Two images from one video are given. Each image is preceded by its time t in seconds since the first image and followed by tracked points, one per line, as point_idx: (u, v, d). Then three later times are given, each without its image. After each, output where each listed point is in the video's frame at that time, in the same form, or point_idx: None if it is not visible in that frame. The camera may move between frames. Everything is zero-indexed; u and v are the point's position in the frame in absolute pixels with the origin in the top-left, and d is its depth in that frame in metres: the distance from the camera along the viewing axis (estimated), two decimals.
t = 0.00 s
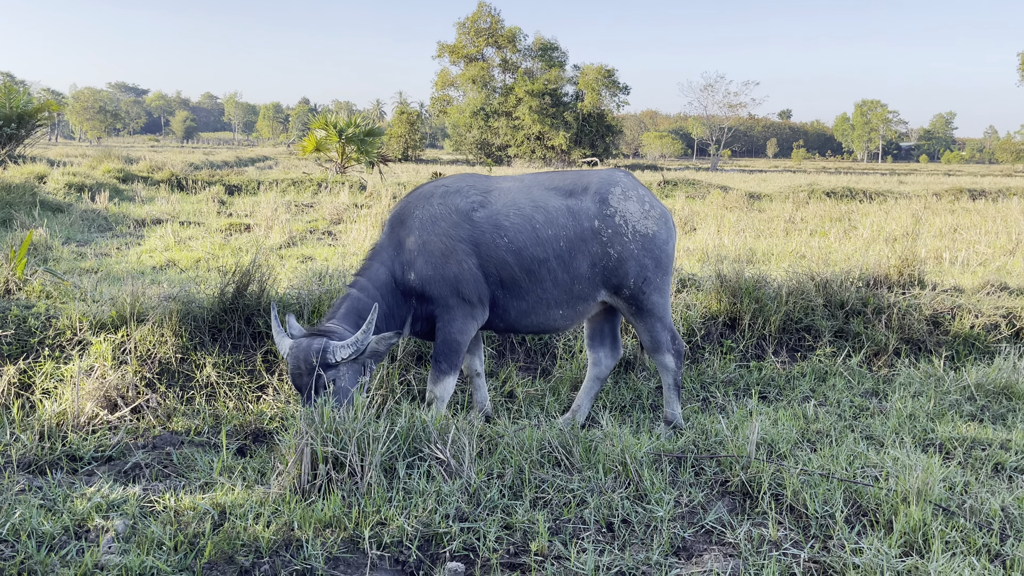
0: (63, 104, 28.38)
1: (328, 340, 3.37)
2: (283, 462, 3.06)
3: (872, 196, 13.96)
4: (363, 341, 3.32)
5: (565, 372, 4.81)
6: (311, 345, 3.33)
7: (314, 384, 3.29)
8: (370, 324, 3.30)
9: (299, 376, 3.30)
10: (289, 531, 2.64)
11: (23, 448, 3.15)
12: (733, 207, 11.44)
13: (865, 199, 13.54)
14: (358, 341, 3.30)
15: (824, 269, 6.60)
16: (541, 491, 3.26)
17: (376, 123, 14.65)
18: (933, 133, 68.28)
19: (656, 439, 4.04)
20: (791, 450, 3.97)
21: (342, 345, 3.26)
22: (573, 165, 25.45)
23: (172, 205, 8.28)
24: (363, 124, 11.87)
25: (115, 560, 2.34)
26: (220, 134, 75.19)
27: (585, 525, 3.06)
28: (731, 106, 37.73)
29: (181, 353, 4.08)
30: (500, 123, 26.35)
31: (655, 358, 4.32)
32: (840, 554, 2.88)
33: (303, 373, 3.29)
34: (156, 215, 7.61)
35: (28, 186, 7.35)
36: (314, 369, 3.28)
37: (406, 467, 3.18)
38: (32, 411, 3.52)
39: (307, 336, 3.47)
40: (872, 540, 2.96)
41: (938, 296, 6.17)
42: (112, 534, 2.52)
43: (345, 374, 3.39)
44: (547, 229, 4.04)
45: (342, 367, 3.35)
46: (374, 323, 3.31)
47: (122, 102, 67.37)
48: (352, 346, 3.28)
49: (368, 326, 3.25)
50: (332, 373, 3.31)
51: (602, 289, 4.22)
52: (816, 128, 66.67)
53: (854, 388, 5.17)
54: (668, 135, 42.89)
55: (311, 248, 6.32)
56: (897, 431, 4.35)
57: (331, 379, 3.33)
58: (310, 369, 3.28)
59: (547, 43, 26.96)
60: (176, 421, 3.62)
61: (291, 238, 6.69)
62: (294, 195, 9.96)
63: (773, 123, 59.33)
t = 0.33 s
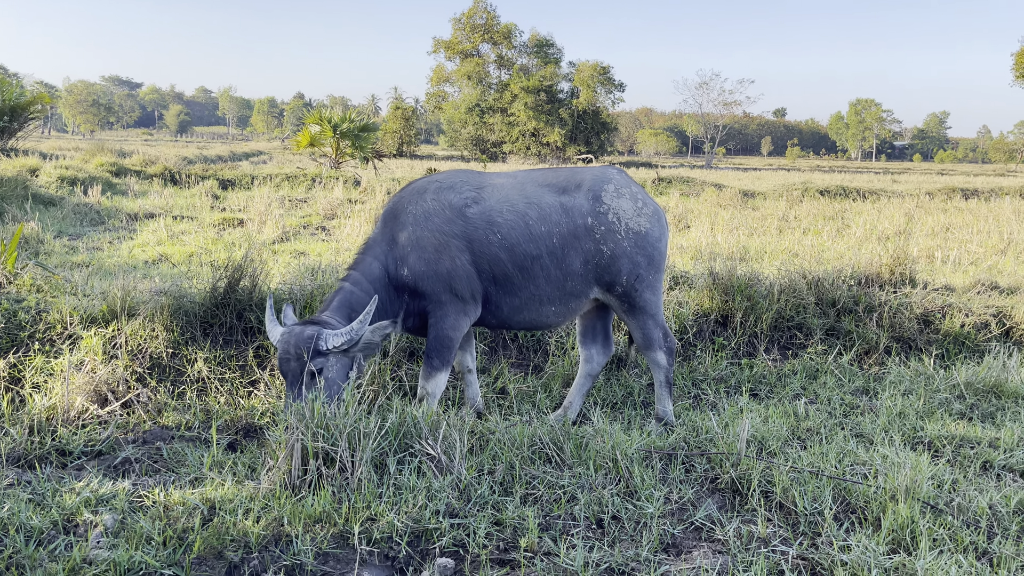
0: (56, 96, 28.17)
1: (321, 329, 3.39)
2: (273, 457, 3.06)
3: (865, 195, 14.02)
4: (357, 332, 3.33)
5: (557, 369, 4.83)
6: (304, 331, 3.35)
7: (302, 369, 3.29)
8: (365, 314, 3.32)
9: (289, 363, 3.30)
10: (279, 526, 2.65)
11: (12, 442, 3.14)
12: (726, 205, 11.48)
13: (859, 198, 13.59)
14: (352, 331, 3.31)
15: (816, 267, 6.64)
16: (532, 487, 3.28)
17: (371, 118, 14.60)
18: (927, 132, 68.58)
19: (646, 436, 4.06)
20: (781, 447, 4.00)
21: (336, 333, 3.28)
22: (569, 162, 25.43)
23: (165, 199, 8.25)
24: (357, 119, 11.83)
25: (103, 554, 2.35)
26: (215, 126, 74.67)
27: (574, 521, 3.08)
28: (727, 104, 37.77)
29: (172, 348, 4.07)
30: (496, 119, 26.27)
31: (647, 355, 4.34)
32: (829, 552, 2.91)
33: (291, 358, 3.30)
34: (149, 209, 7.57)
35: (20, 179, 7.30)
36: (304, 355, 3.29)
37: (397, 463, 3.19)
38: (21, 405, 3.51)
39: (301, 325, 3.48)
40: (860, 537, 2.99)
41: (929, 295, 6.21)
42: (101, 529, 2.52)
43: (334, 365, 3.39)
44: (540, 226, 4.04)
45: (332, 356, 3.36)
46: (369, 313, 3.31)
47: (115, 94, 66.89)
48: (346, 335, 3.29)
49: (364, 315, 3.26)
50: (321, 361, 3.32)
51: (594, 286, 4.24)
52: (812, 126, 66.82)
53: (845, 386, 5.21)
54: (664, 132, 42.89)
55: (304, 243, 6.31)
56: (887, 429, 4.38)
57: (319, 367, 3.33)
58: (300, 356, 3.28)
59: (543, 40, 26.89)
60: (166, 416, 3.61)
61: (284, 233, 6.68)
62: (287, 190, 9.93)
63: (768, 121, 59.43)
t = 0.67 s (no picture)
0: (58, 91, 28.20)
1: (319, 326, 3.38)
2: (275, 451, 3.06)
3: (867, 196, 14.01)
4: (355, 326, 3.31)
5: (559, 366, 4.83)
6: (302, 330, 3.34)
7: (305, 369, 3.30)
8: (361, 308, 3.30)
9: (291, 363, 3.30)
10: (281, 520, 2.65)
11: (15, 434, 3.15)
12: (728, 204, 11.47)
13: (861, 198, 13.57)
14: (349, 325, 3.29)
15: (819, 266, 6.63)
16: (533, 484, 3.28)
17: (373, 115, 14.58)
18: (930, 133, 68.41)
19: (648, 434, 4.06)
20: (782, 445, 3.99)
21: (333, 329, 3.27)
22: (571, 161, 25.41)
23: (167, 194, 8.25)
24: (360, 116, 11.83)
25: (106, 546, 2.35)
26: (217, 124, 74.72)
27: (575, 518, 3.08)
28: (729, 104, 37.71)
29: (175, 342, 4.07)
30: (498, 117, 26.25)
31: (648, 353, 4.34)
32: (829, 549, 2.92)
33: (293, 359, 3.30)
34: (151, 204, 7.57)
35: (22, 173, 7.29)
36: (305, 354, 3.29)
37: (399, 458, 3.19)
38: (24, 398, 3.51)
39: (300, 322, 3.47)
40: (861, 535, 2.99)
41: (931, 295, 6.20)
42: (103, 521, 2.53)
43: (337, 359, 3.38)
44: (542, 223, 4.04)
45: (334, 352, 3.35)
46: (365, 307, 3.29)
47: (117, 91, 66.95)
48: (344, 330, 3.28)
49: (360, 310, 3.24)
50: (323, 358, 3.31)
51: (596, 284, 4.24)
52: (814, 126, 66.71)
53: (846, 385, 5.20)
54: (666, 132, 42.84)
55: (306, 239, 6.32)
56: (888, 428, 4.38)
57: (322, 364, 3.33)
58: (301, 355, 3.28)
59: (546, 38, 26.84)
60: (168, 410, 3.61)
61: (286, 229, 6.68)
62: (289, 186, 9.93)
63: (770, 121, 59.33)
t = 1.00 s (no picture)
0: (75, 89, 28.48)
1: (329, 326, 3.35)
2: (294, 450, 3.06)
3: (882, 195, 13.87)
4: (364, 326, 3.28)
5: (575, 367, 4.80)
6: (311, 329, 3.32)
7: (311, 369, 3.26)
8: (370, 310, 3.26)
9: (299, 361, 3.28)
10: (300, 519, 2.64)
11: (37, 432, 3.17)
12: (742, 203, 11.38)
13: (876, 198, 13.42)
14: (358, 326, 3.26)
15: (835, 267, 6.55)
16: (550, 484, 3.26)
17: (386, 113, 14.61)
18: (944, 132, 67.56)
19: (664, 435, 4.02)
20: (800, 448, 3.94)
21: (342, 331, 3.25)
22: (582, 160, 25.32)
23: (182, 192, 8.29)
24: (373, 115, 11.85)
25: (128, 544, 2.35)
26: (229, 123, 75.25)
27: (593, 519, 3.06)
28: (741, 102, 37.45)
29: (193, 340, 4.09)
30: (510, 116, 26.22)
31: (665, 354, 4.30)
32: (849, 552, 2.87)
33: (301, 357, 3.27)
34: (167, 203, 7.62)
35: (40, 171, 7.35)
36: (313, 354, 3.26)
37: (416, 458, 3.17)
38: (44, 395, 3.54)
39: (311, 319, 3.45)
40: (881, 539, 2.94)
41: (949, 297, 6.11)
42: (125, 519, 2.53)
43: (345, 361, 3.35)
44: (559, 224, 4.02)
45: (342, 353, 3.33)
46: (375, 307, 3.26)
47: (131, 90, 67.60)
48: (352, 331, 3.25)
49: (369, 311, 3.21)
50: (331, 359, 3.28)
51: (612, 285, 4.21)
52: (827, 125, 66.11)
53: (863, 387, 5.14)
54: (677, 130, 42.61)
55: (321, 238, 6.33)
56: (906, 431, 4.32)
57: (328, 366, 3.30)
58: (310, 353, 3.25)
59: (558, 36, 26.77)
60: (187, 408, 3.63)
61: (301, 227, 6.70)
62: (303, 184, 9.95)
63: (782, 120, 58.87)
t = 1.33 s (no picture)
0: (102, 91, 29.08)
1: (341, 329, 3.25)
2: (323, 449, 3.05)
3: (908, 192, 13.58)
4: (373, 330, 3.14)
5: (599, 366, 4.75)
6: (323, 334, 3.23)
7: (327, 373, 3.19)
8: (377, 312, 3.12)
9: (315, 366, 3.21)
10: (329, 518, 2.64)
11: (69, 429, 3.21)
12: (764, 201, 11.22)
13: (902, 195, 13.15)
14: (367, 330, 3.13)
15: (862, 265, 6.41)
16: (577, 484, 3.21)
17: (407, 112, 14.66)
18: (971, 128, 66.00)
19: (691, 435, 3.95)
20: (829, 449, 3.85)
21: (352, 334, 3.13)
22: (601, 157, 25.16)
23: (206, 191, 8.38)
24: (394, 113, 11.88)
25: (160, 541, 2.36)
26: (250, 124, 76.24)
27: (621, 519, 3.01)
28: (762, 99, 36.94)
29: (220, 339, 4.11)
30: (529, 114, 26.16)
31: (690, 354, 4.24)
32: (882, 555, 2.78)
33: (315, 363, 3.20)
34: (191, 202, 7.70)
35: (68, 171, 7.46)
36: (327, 357, 3.18)
37: (444, 457, 3.15)
38: (76, 393, 3.58)
39: (324, 324, 3.35)
40: (914, 542, 2.85)
41: (979, 296, 5.93)
42: (157, 516, 2.54)
43: (360, 364, 3.26)
44: (583, 225, 3.97)
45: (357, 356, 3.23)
46: (381, 310, 3.10)
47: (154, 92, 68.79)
48: (361, 336, 3.12)
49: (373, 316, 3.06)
50: (346, 363, 3.19)
51: (637, 286, 4.17)
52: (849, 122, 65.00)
53: (892, 387, 5.01)
54: (696, 128, 42.17)
55: (343, 236, 6.35)
56: (937, 432, 4.19)
57: (343, 369, 3.22)
58: (323, 359, 3.17)
59: (578, 34, 26.64)
60: (216, 406, 3.65)
61: (323, 226, 6.73)
62: (325, 183, 10.01)
63: (804, 117, 57.99)
